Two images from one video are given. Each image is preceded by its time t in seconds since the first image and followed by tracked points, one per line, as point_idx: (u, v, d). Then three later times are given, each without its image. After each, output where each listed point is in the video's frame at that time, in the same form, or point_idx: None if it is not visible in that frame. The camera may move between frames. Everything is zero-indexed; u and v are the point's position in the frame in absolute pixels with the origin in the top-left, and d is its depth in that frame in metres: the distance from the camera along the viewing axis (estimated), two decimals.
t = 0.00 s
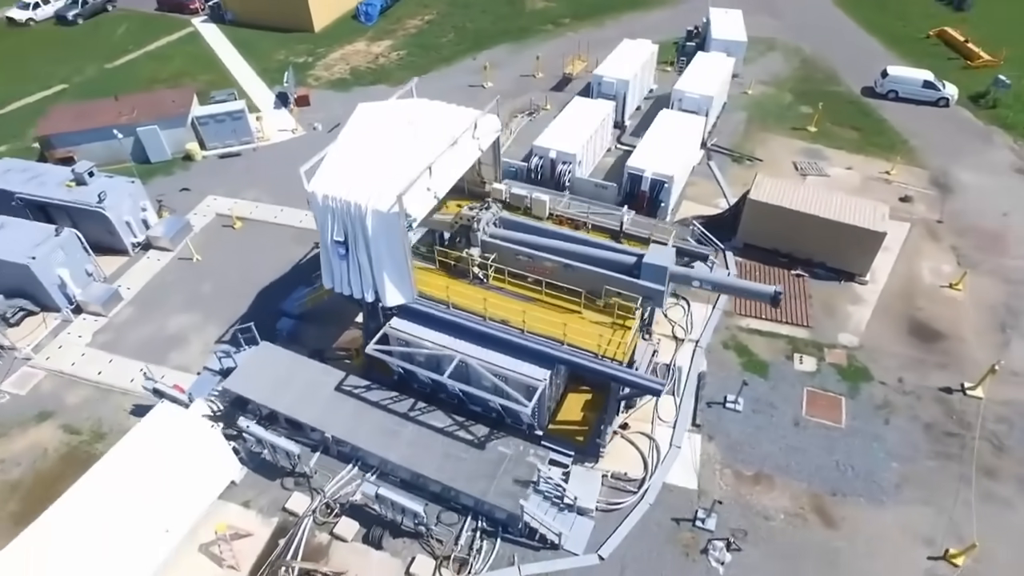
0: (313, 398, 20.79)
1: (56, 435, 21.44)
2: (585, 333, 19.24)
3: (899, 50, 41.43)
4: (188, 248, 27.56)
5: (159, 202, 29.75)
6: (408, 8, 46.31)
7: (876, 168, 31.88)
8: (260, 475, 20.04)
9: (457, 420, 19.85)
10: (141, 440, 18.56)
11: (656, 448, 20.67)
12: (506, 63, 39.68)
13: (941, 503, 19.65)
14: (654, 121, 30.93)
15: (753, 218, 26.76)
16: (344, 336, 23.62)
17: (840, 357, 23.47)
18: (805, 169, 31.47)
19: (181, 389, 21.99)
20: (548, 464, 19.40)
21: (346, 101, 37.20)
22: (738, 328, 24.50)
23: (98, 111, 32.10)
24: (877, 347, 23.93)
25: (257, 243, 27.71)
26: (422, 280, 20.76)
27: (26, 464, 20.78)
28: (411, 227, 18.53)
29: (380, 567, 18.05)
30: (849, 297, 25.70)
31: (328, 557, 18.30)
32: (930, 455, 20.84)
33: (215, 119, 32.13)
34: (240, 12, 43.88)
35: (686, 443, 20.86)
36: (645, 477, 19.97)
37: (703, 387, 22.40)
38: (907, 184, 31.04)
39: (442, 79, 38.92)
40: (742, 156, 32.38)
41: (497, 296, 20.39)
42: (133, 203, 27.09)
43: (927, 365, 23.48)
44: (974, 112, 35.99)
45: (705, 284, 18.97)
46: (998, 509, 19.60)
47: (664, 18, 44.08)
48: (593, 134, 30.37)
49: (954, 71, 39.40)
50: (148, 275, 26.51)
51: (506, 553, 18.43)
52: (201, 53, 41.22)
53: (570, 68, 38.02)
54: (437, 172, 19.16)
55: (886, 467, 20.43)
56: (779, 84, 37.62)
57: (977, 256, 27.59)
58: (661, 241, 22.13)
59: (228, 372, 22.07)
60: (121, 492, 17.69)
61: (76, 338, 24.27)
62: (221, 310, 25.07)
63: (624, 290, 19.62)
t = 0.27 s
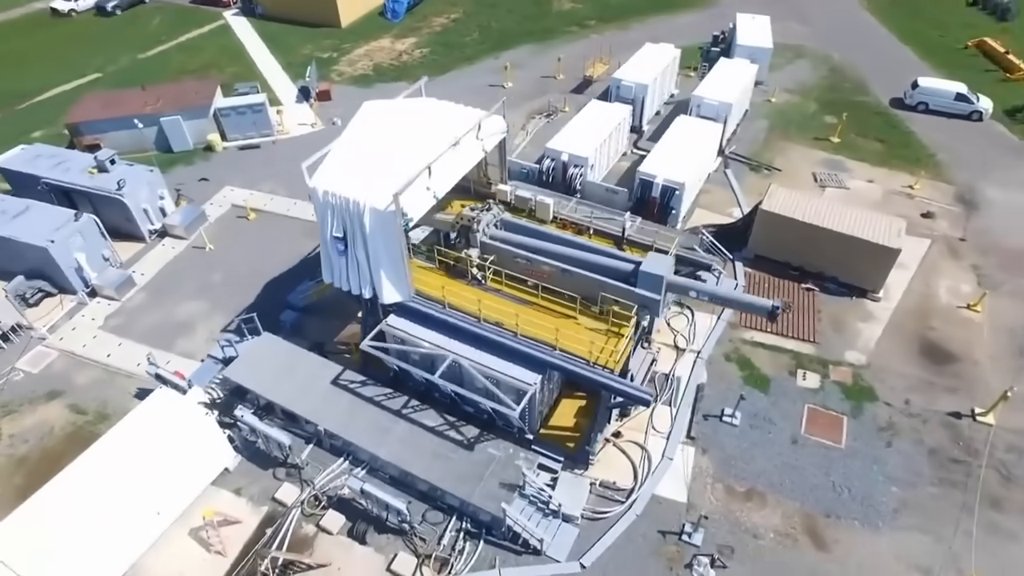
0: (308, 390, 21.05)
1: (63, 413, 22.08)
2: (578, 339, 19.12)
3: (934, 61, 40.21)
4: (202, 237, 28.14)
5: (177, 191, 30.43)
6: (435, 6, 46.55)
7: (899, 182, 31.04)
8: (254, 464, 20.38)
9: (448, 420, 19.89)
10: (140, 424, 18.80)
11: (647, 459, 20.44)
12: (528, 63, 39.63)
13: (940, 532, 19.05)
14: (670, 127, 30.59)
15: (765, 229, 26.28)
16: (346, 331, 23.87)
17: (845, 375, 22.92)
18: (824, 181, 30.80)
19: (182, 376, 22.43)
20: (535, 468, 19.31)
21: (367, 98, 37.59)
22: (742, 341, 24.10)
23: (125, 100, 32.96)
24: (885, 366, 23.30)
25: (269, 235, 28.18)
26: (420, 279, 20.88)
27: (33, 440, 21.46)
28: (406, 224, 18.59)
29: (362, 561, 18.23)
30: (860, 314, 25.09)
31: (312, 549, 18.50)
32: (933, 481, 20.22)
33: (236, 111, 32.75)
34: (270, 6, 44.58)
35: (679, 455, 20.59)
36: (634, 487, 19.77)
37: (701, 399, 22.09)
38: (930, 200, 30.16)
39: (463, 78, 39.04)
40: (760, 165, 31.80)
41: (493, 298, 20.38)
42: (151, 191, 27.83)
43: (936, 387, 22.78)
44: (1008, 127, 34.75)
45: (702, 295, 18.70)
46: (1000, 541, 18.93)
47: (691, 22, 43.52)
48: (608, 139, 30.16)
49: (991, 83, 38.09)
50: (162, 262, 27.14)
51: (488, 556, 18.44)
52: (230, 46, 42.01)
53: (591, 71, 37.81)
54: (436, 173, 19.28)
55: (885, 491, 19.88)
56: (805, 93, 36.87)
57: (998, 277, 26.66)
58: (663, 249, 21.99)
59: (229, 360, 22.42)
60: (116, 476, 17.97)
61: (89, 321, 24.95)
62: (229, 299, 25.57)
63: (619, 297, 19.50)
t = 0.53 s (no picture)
0: (305, 383, 21.32)
1: (71, 393, 22.74)
2: (571, 344, 19.01)
3: (970, 72, 38.94)
4: (216, 226, 28.70)
5: (196, 180, 31.10)
6: (462, 4, 46.68)
7: (921, 198, 30.19)
8: (248, 453, 20.74)
9: (438, 419, 19.96)
10: (140, 408, 19.32)
11: (637, 469, 20.24)
12: (550, 64, 39.49)
13: (936, 561, 18.47)
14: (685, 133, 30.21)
15: (775, 240, 25.80)
16: (348, 326, 24.11)
17: (849, 394, 22.37)
18: (843, 193, 30.13)
19: (185, 363, 22.88)
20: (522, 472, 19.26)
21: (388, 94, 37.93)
22: (745, 353, 23.68)
23: (152, 90, 33.78)
24: (891, 387, 22.70)
25: (281, 227, 28.63)
26: (420, 277, 20.98)
27: (42, 418, 22.14)
28: (402, 223, 18.68)
29: (345, 555, 18.41)
30: (869, 333, 24.47)
31: (298, 540, 18.75)
32: (933, 508, 19.60)
33: (257, 104, 33.35)
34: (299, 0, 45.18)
35: (670, 466, 20.34)
36: (622, 496, 19.59)
37: (697, 411, 21.78)
38: (954, 217, 29.25)
39: (484, 77, 39.09)
40: (777, 174, 31.23)
41: (490, 300, 20.39)
42: (169, 179, 28.49)
43: (944, 411, 22.10)
44: None
45: (697, 306, 18.33)
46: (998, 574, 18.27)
47: (719, 27, 42.91)
48: (621, 143, 29.92)
49: None
50: (176, 250, 27.78)
51: (469, 557, 18.46)
52: (258, 39, 42.73)
53: (612, 74, 37.52)
54: (436, 173, 19.34)
55: (881, 515, 19.34)
56: (830, 103, 36.09)
57: (1020, 300, 25.73)
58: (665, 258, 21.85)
59: (232, 350, 22.83)
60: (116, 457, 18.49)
61: (103, 304, 25.64)
62: (238, 289, 26.04)
63: (615, 305, 19.36)
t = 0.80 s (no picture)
0: (303, 374, 21.58)
1: (82, 373, 23.34)
2: (564, 350, 18.89)
3: (1008, 86, 37.61)
4: (231, 217, 29.23)
5: (216, 170, 31.74)
6: (489, 3, 46.74)
7: (945, 215, 29.29)
8: (244, 441, 21.09)
9: (430, 417, 20.03)
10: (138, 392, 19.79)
11: (628, 478, 20.04)
12: (572, 66, 39.29)
13: None
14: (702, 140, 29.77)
15: (786, 252, 25.27)
16: (350, 320, 24.35)
17: (853, 414, 21.80)
18: (863, 207, 29.48)
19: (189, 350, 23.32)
20: (510, 475, 19.21)
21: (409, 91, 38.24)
22: (747, 366, 23.26)
23: (179, 81, 34.54)
24: (898, 409, 22.05)
25: (294, 219, 29.05)
26: (419, 276, 21.07)
27: (51, 396, 22.78)
28: (400, 221, 18.75)
29: (329, 547, 18.62)
30: (880, 352, 23.81)
31: (285, 529, 19.01)
32: (932, 536, 18.98)
33: (279, 97, 33.92)
34: None
35: (661, 478, 20.09)
36: (610, 505, 19.40)
37: (693, 423, 21.47)
38: (978, 236, 28.30)
39: (505, 77, 39.07)
40: (795, 185, 30.65)
41: (487, 301, 20.37)
42: (188, 168, 29.12)
43: (952, 437, 21.40)
44: None
45: (693, 317, 18.04)
46: None
47: (747, 33, 42.21)
48: (636, 148, 29.62)
49: None
50: (191, 238, 28.37)
51: (452, 556, 18.50)
52: (287, 33, 43.38)
53: (634, 77, 37.17)
54: (435, 172, 19.38)
55: (877, 541, 18.80)
56: (857, 114, 35.26)
57: None
58: (667, 266, 21.60)
59: (236, 338, 23.24)
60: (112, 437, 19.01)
61: (118, 288, 26.27)
62: (248, 279, 26.51)
63: (611, 312, 19.17)
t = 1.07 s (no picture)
0: (303, 366, 21.85)
1: (93, 353, 24.00)
2: (557, 355, 18.76)
3: None
4: (247, 207, 29.74)
5: (237, 161, 32.37)
6: (518, 3, 46.71)
7: (971, 235, 28.32)
8: (242, 428, 21.41)
9: (423, 416, 20.09)
10: (144, 376, 20.24)
11: (618, 488, 19.83)
12: (597, 68, 39.02)
13: None
14: (720, 148, 29.32)
15: (798, 266, 24.67)
16: (353, 314, 24.52)
17: (856, 435, 21.21)
18: (885, 223, 28.74)
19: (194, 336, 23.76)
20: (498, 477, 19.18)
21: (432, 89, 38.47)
22: (750, 381, 22.80)
23: (207, 72, 35.31)
24: (905, 433, 21.37)
25: (308, 212, 29.45)
26: (420, 274, 21.19)
27: (63, 374, 23.44)
28: (400, 219, 18.85)
29: (316, 538, 18.84)
30: (890, 373, 23.12)
31: (275, 518, 19.28)
32: (930, 566, 18.34)
33: (302, 91, 34.48)
34: None
35: (652, 489, 19.84)
36: (598, 514, 19.23)
37: (690, 435, 21.13)
38: (1005, 258, 27.28)
39: (529, 77, 38.97)
40: (815, 198, 30.05)
41: (485, 303, 20.37)
42: (208, 158, 29.74)
43: (960, 465, 20.66)
44: None
45: (689, 328, 17.72)
46: None
47: (778, 40, 41.38)
48: (652, 154, 29.28)
49: None
50: (208, 227, 28.92)
51: (435, 555, 18.54)
52: (316, 28, 43.94)
53: (657, 81, 36.73)
54: (437, 172, 19.40)
55: (871, 568, 18.25)
56: (886, 127, 34.33)
57: None
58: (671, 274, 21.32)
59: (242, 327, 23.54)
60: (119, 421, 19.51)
61: (135, 273, 26.85)
62: (259, 269, 26.96)
63: (607, 319, 18.96)
